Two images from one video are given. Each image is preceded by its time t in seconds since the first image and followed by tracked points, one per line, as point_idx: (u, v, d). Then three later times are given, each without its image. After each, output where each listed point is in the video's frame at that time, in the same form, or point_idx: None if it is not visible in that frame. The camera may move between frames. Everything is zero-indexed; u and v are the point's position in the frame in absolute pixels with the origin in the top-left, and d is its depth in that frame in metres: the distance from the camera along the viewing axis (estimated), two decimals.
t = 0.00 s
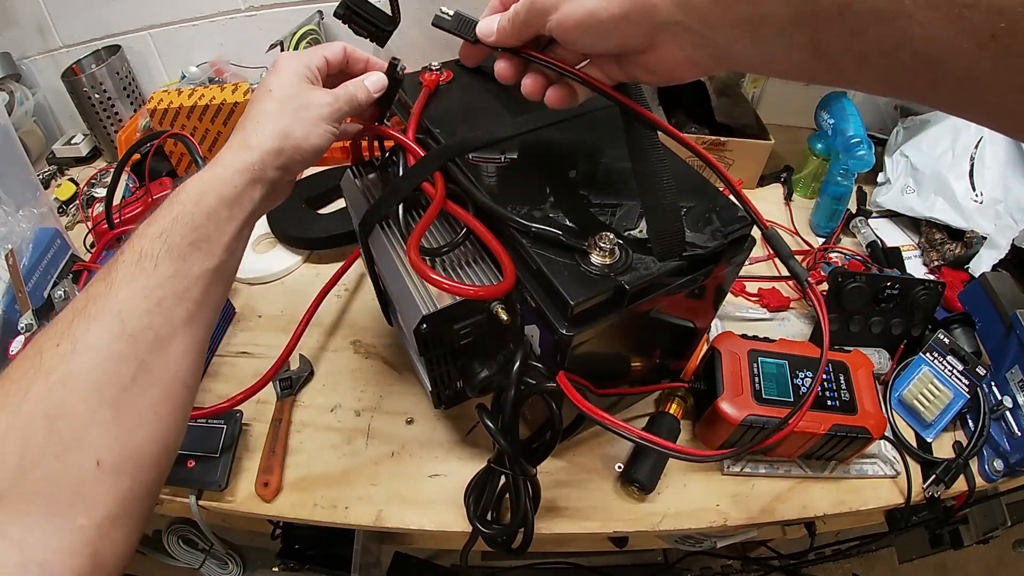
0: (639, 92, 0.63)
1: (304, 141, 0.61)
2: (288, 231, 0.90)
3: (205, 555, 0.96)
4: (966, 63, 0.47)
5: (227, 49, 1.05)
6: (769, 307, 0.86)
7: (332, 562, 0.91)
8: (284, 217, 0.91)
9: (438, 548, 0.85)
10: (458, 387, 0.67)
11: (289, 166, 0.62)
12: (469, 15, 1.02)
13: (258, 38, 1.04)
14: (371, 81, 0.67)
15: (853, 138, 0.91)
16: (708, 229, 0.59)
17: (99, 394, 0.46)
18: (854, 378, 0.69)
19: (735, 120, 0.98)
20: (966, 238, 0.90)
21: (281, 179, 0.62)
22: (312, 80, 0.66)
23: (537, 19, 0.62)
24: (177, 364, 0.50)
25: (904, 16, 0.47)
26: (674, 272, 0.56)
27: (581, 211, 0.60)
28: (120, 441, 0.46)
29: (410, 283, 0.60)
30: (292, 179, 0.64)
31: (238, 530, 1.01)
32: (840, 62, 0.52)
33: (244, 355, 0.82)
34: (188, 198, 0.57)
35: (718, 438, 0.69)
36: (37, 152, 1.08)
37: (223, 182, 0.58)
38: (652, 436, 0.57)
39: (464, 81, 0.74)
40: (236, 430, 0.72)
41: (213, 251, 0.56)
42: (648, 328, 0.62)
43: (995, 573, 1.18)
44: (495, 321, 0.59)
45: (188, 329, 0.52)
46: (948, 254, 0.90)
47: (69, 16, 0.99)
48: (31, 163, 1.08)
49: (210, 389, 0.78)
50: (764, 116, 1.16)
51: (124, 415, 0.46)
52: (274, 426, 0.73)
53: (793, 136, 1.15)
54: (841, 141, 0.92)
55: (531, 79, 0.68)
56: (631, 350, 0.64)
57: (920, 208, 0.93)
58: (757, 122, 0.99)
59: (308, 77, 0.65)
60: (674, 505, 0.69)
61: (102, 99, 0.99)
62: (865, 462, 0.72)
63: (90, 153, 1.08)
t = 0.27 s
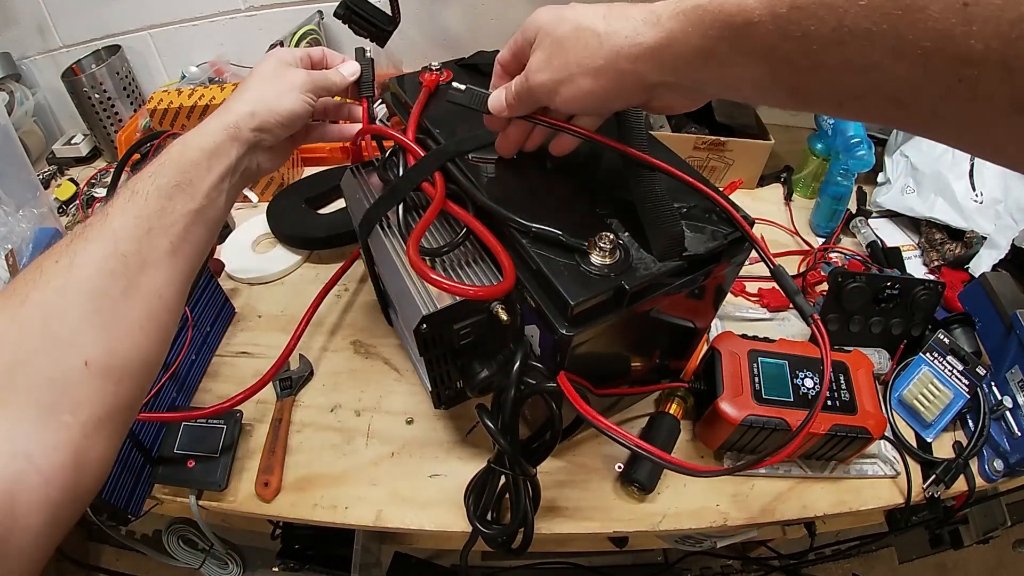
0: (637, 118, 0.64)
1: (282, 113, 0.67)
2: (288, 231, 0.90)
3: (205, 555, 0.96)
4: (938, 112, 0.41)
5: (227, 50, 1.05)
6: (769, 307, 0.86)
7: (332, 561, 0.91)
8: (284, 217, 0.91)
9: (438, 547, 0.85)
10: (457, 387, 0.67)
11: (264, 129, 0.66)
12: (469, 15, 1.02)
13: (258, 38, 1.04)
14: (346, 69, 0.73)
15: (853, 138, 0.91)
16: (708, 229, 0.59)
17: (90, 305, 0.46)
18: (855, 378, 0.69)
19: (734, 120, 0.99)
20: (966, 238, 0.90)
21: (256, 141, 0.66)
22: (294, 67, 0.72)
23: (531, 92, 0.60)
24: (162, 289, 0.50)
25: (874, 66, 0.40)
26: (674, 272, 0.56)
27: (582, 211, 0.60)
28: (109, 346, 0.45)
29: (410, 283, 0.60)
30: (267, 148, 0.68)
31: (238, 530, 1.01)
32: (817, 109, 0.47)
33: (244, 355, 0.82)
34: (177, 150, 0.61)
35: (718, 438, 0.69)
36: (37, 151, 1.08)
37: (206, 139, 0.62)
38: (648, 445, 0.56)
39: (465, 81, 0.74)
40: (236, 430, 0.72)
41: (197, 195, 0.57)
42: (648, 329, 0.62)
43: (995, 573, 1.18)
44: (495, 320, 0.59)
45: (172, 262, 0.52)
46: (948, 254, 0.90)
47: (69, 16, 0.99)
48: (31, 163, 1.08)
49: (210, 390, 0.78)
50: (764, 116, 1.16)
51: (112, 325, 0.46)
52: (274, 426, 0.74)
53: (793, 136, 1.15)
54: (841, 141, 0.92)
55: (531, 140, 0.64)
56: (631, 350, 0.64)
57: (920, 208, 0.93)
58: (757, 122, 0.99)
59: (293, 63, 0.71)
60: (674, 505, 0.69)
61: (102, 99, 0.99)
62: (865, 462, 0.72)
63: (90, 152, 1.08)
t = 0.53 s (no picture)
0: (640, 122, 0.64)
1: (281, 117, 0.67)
2: (287, 231, 0.90)
3: (205, 555, 0.96)
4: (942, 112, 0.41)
5: (227, 50, 1.05)
6: (769, 307, 0.86)
7: (332, 561, 0.91)
8: (284, 217, 0.91)
9: (438, 547, 0.85)
10: (457, 387, 0.67)
11: (263, 136, 0.66)
12: (470, 15, 1.02)
13: (258, 38, 1.04)
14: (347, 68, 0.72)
15: (852, 139, 0.91)
16: (708, 229, 0.59)
17: (88, 322, 0.46)
18: (854, 378, 0.69)
19: (734, 120, 0.99)
20: (966, 238, 0.90)
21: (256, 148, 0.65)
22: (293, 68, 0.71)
23: (539, 99, 0.59)
24: (160, 306, 0.50)
25: (877, 72, 0.41)
26: (674, 272, 0.56)
27: (582, 211, 0.60)
28: (106, 366, 0.45)
29: (410, 283, 0.60)
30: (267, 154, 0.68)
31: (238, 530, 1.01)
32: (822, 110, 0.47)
33: (244, 355, 0.82)
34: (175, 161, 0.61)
35: (718, 438, 0.69)
36: (37, 151, 1.08)
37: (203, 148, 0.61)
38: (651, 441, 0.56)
39: (465, 81, 0.74)
40: (236, 431, 0.72)
41: (195, 208, 0.57)
42: (648, 329, 0.62)
43: (995, 573, 1.18)
44: (495, 320, 0.59)
45: (170, 278, 0.52)
46: (948, 254, 0.90)
47: (69, 16, 0.99)
48: (31, 163, 1.08)
49: (210, 390, 0.78)
50: (764, 116, 1.16)
51: (110, 340, 0.46)
52: (274, 426, 0.74)
53: (793, 136, 1.15)
54: (840, 141, 0.93)
55: (531, 141, 0.65)
56: (631, 350, 0.64)
57: (920, 208, 0.93)
58: (757, 122, 0.99)
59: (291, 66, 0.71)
60: (674, 505, 0.69)
61: (102, 99, 0.99)
62: (865, 462, 0.72)
63: (90, 153, 1.08)
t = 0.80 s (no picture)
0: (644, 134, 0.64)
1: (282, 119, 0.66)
2: (287, 231, 0.90)
3: (205, 554, 0.96)
4: (947, 132, 0.41)
5: (227, 50, 1.05)
6: (769, 307, 0.86)
7: (332, 561, 0.91)
8: (284, 217, 0.91)
9: (438, 547, 0.85)
10: (457, 387, 0.67)
11: (266, 139, 0.65)
12: (470, 15, 1.02)
13: (258, 38, 1.04)
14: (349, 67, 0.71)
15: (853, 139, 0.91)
16: (708, 229, 0.59)
17: (80, 329, 0.46)
18: (854, 378, 0.69)
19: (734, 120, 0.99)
20: (966, 238, 0.90)
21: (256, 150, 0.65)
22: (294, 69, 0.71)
23: (548, 107, 0.58)
24: (155, 310, 0.50)
25: (884, 89, 0.41)
26: (674, 272, 0.56)
27: (582, 211, 0.60)
28: (100, 372, 0.46)
29: (410, 282, 0.60)
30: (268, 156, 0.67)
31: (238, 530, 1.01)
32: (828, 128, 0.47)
33: (244, 355, 0.82)
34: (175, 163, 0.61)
35: (718, 438, 0.69)
36: (37, 151, 1.08)
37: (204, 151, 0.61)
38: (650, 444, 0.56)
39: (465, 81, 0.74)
40: (236, 431, 0.72)
41: (194, 212, 0.56)
42: (648, 329, 0.62)
43: (995, 573, 1.18)
44: (495, 320, 0.59)
45: (167, 281, 0.52)
46: (948, 254, 0.90)
47: (69, 16, 0.99)
48: (31, 163, 1.08)
49: (210, 390, 0.78)
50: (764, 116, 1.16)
51: (101, 347, 0.46)
52: (274, 426, 0.73)
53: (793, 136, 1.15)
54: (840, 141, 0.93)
55: (531, 142, 0.65)
56: (631, 350, 0.64)
57: (921, 208, 0.93)
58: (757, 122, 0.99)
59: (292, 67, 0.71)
60: (674, 505, 0.69)
61: (102, 99, 0.99)
62: (865, 462, 0.72)
63: (90, 152, 1.08)
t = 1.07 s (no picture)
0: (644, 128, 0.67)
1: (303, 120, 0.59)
2: (287, 231, 0.90)
3: (205, 555, 0.97)
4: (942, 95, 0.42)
5: (227, 49, 1.05)
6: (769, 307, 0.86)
7: (332, 561, 0.91)
8: (284, 218, 0.91)
9: (438, 547, 0.85)
10: (457, 387, 0.67)
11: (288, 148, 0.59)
12: (469, 15, 1.02)
13: (258, 38, 1.04)
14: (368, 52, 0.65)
15: (852, 138, 0.91)
16: (707, 229, 0.59)
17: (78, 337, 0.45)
18: (854, 378, 0.69)
19: (734, 120, 0.99)
20: (966, 238, 0.90)
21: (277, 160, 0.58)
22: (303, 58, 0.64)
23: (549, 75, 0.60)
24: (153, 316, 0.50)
25: (874, 47, 0.43)
26: (674, 272, 0.56)
27: (581, 211, 0.60)
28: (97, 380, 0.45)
29: (410, 283, 0.60)
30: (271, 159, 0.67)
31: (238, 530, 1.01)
32: (822, 89, 0.49)
33: (244, 355, 0.82)
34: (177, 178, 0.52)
35: (718, 438, 0.69)
36: (37, 151, 1.08)
37: (220, 167, 0.53)
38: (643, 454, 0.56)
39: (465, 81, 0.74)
40: (236, 430, 0.72)
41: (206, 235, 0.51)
42: (648, 329, 0.62)
43: (995, 572, 1.18)
44: (495, 320, 0.59)
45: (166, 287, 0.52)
46: (948, 254, 0.90)
47: (69, 15, 0.99)
48: (31, 163, 1.08)
49: (210, 389, 0.78)
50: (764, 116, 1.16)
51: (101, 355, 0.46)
52: (274, 426, 0.73)
53: (793, 136, 1.15)
54: (840, 141, 0.93)
55: (531, 140, 0.64)
56: (631, 350, 0.64)
57: (920, 208, 0.93)
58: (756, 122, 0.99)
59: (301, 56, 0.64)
60: (674, 505, 0.69)
61: (102, 99, 0.99)
62: (865, 462, 0.72)
63: (90, 152, 1.08)
